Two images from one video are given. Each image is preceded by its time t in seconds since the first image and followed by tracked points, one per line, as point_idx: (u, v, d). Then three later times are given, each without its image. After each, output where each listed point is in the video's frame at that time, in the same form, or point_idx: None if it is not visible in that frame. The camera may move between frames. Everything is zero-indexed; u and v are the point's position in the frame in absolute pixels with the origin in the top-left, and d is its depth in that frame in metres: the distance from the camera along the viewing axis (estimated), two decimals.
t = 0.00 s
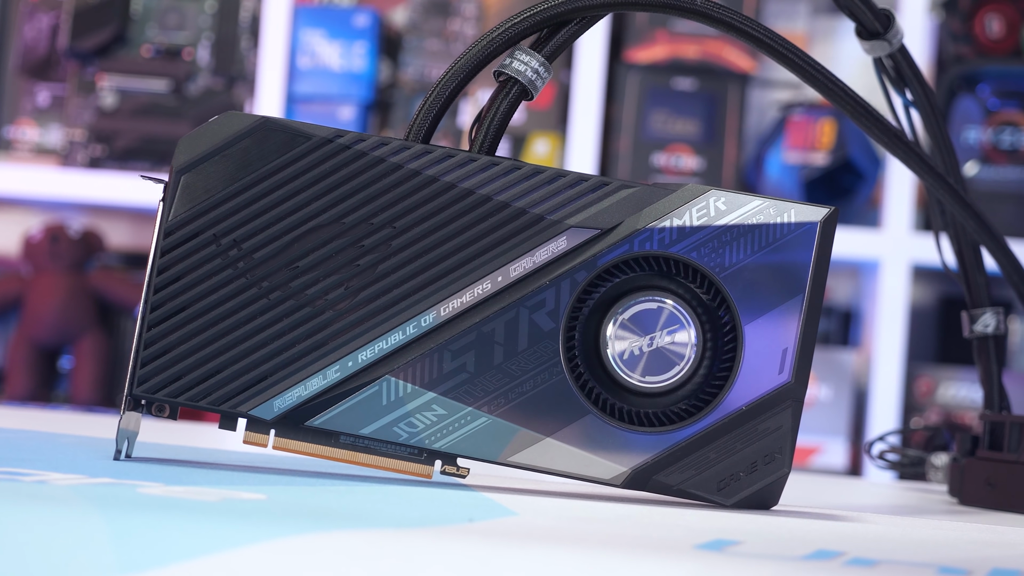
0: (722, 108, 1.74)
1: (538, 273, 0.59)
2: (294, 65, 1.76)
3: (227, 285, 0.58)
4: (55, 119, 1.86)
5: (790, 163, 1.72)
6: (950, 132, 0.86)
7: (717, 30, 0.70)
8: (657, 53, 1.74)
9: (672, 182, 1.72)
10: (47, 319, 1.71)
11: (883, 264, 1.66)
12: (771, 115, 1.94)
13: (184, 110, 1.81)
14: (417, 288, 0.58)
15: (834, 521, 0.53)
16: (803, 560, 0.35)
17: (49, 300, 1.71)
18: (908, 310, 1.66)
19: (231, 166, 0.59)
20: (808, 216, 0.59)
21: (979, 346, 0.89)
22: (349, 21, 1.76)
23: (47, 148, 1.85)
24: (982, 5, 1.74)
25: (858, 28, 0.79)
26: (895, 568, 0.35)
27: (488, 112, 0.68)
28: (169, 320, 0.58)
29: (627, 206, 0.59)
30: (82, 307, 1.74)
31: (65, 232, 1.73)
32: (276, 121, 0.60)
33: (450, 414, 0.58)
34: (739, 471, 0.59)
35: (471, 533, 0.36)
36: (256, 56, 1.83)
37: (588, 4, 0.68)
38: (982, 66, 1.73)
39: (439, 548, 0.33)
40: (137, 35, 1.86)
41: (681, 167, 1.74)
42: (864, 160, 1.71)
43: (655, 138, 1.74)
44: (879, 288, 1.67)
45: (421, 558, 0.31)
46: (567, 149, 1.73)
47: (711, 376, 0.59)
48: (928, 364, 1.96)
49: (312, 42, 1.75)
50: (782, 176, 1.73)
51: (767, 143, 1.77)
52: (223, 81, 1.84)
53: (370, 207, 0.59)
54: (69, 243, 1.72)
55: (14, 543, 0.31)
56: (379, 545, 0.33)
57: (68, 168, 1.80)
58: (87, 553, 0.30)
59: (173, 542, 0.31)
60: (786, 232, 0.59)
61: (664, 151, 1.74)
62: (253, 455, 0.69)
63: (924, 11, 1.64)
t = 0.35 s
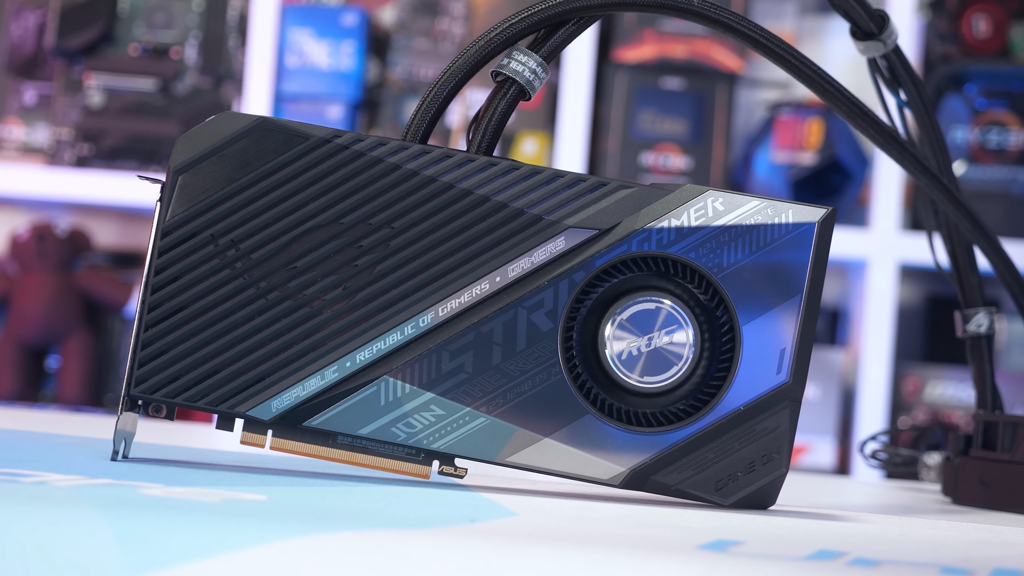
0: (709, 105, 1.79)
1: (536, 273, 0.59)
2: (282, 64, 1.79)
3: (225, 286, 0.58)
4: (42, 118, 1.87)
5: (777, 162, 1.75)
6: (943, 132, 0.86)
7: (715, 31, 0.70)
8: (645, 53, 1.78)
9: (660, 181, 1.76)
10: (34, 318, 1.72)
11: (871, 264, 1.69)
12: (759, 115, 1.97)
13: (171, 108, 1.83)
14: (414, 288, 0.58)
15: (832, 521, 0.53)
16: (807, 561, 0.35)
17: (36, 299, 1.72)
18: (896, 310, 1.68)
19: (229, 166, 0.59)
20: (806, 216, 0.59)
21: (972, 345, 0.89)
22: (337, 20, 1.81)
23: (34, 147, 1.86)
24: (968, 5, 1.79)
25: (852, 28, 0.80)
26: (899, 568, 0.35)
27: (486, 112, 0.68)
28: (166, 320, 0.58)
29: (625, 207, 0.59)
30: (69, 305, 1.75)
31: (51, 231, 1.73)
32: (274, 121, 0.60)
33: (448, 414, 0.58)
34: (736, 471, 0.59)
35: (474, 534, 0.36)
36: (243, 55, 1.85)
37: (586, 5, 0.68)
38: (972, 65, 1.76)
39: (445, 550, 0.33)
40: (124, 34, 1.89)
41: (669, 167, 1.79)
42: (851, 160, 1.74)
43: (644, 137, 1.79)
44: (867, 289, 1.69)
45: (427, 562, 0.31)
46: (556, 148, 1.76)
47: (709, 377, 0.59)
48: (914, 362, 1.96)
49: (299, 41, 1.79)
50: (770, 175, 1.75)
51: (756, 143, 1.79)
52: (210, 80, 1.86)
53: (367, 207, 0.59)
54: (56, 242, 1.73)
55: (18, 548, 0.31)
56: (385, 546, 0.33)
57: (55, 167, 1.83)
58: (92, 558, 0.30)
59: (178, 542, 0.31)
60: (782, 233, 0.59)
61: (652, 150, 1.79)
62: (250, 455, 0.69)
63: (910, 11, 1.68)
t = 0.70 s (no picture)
0: (697, 105, 1.81)
1: (535, 273, 0.59)
2: (269, 62, 1.80)
3: (223, 286, 0.58)
4: (28, 116, 1.88)
5: (765, 162, 1.77)
6: (937, 133, 0.87)
7: (712, 31, 0.71)
8: (633, 52, 1.80)
9: (647, 181, 1.79)
10: (20, 316, 1.72)
11: (858, 263, 1.70)
12: (747, 113, 1.97)
13: (158, 108, 1.82)
14: (413, 289, 0.58)
15: (830, 521, 0.53)
16: (809, 561, 0.35)
17: (22, 297, 1.72)
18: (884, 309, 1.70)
19: (228, 166, 0.59)
20: (805, 217, 0.59)
21: (965, 345, 0.89)
22: (325, 20, 1.82)
23: (21, 146, 1.87)
24: (954, 5, 1.79)
25: (847, 29, 0.80)
26: (901, 568, 0.35)
27: (484, 112, 0.68)
28: (164, 321, 0.58)
29: (623, 208, 0.59)
30: (56, 305, 1.75)
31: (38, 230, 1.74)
32: (272, 121, 0.59)
33: (447, 415, 0.58)
34: (735, 471, 0.59)
35: (477, 535, 0.36)
36: (231, 54, 1.86)
37: (584, 5, 0.68)
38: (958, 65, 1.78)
39: (451, 550, 0.33)
40: (113, 33, 1.89)
41: (657, 166, 1.81)
42: (840, 160, 1.76)
43: (631, 136, 1.82)
44: (854, 288, 1.70)
45: (435, 564, 0.31)
46: (543, 147, 1.77)
47: (707, 378, 0.59)
48: (902, 361, 1.96)
49: (287, 40, 1.79)
50: (757, 175, 1.77)
51: (743, 143, 1.81)
52: (199, 78, 1.88)
53: (366, 208, 0.59)
54: (43, 241, 1.73)
55: (24, 549, 0.31)
56: (391, 547, 0.33)
57: (42, 165, 1.84)
58: (98, 559, 0.30)
59: (185, 543, 0.31)
60: (781, 234, 0.59)
61: (640, 150, 1.81)
62: (246, 456, 0.69)
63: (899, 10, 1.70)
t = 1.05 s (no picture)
0: (687, 105, 1.83)
1: (533, 274, 0.59)
2: (258, 62, 1.80)
3: (221, 286, 0.58)
4: (15, 115, 1.88)
5: (754, 161, 1.77)
6: (931, 133, 0.87)
7: (709, 32, 0.71)
8: (622, 52, 1.82)
9: (636, 181, 1.81)
10: (9, 316, 1.73)
11: (846, 264, 1.73)
12: (735, 113, 1.96)
13: (146, 106, 1.84)
14: (411, 289, 0.58)
15: (828, 521, 0.53)
16: (813, 562, 0.35)
17: (9, 296, 1.72)
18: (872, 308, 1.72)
19: (225, 167, 0.59)
20: (803, 218, 0.59)
21: (958, 345, 0.90)
22: (313, 19, 1.81)
23: (8, 145, 1.87)
24: (942, 5, 1.81)
25: (842, 30, 0.80)
26: (905, 568, 0.35)
27: (482, 112, 0.68)
28: (161, 322, 0.58)
29: (621, 209, 0.60)
30: (43, 303, 1.76)
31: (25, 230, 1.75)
32: (270, 121, 0.59)
33: (446, 415, 0.58)
34: (733, 472, 0.59)
35: (480, 536, 0.36)
36: (219, 54, 1.86)
37: (583, 6, 0.68)
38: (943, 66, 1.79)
39: (455, 552, 0.33)
40: (99, 32, 1.88)
41: (645, 166, 1.83)
42: (828, 159, 1.75)
43: (620, 136, 1.83)
44: (842, 287, 1.73)
45: (441, 565, 0.31)
46: (532, 147, 1.78)
47: (705, 378, 0.60)
48: (893, 361, 1.97)
49: (275, 40, 1.80)
50: (746, 175, 1.78)
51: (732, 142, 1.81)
52: (186, 77, 1.87)
53: (364, 208, 0.59)
54: (30, 241, 1.74)
55: (28, 551, 0.30)
56: (395, 549, 0.33)
57: (29, 165, 1.84)
58: (103, 560, 0.30)
59: (191, 545, 0.31)
60: (779, 234, 0.59)
61: (628, 150, 1.82)
62: (243, 457, 0.69)
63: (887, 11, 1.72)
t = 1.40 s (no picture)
0: (676, 104, 1.84)
1: (532, 275, 0.59)
2: (246, 61, 1.81)
3: (220, 287, 0.58)
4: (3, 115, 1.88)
5: (741, 161, 1.80)
6: (925, 134, 0.87)
7: (706, 33, 0.71)
8: (610, 51, 1.82)
9: (623, 180, 1.81)
10: None
11: (836, 264, 1.73)
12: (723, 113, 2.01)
13: (134, 105, 1.83)
14: (410, 290, 0.58)
15: (828, 521, 0.53)
16: (817, 562, 0.35)
17: None
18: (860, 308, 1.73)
19: (223, 167, 0.59)
20: (802, 218, 0.59)
21: (951, 345, 0.90)
22: (302, 17, 1.82)
23: None
24: (930, 6, 1.83)
25: (838, 31, 0.80)
26: (909, 568, 0.35)
27: (481, 112, 0.68)
28: (160, 322, 0.58)
29: (620, 209, 0.60)
30: (30, 302, 1.76)
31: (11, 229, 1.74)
32: (269, 122, 0.59)
33: (445, 416, 0.58)
34: (731, 472, 0.59)
35: (484, 537, 0.36)
36: (207, 53, 1.86)
37: (582, 6, 0.68)
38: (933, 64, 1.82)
39: (462, 553, 0.33)
40: (87, 31, 1.89)
41: (633, 165, 1.83)
42: (816, 160, 1.79)
43: (610, 136, 1.83)
44: (831, 285, 1.73)
45: (449, 566, 0.31)
46: (521, 147, 1.78)
47: (703, 378, 0.60)
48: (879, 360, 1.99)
49: (263, 38, 1.80)
50: (733, 175, 1.80)
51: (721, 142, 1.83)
52: (173, 76, 1.87)
53: (363, 209, 0.59)
54: (16, 240, 1.74)
55: (30, 549, 0.30)
56: (402, 550, 0.33)
57: (16, 164, 1.83)
58: (108, 561, 0.30)
59: (197, 548, 0.31)
60: (778, 235, 0.59)
61: (617, 150, 1.83)
62: (240, 457, 0.69)
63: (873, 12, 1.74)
